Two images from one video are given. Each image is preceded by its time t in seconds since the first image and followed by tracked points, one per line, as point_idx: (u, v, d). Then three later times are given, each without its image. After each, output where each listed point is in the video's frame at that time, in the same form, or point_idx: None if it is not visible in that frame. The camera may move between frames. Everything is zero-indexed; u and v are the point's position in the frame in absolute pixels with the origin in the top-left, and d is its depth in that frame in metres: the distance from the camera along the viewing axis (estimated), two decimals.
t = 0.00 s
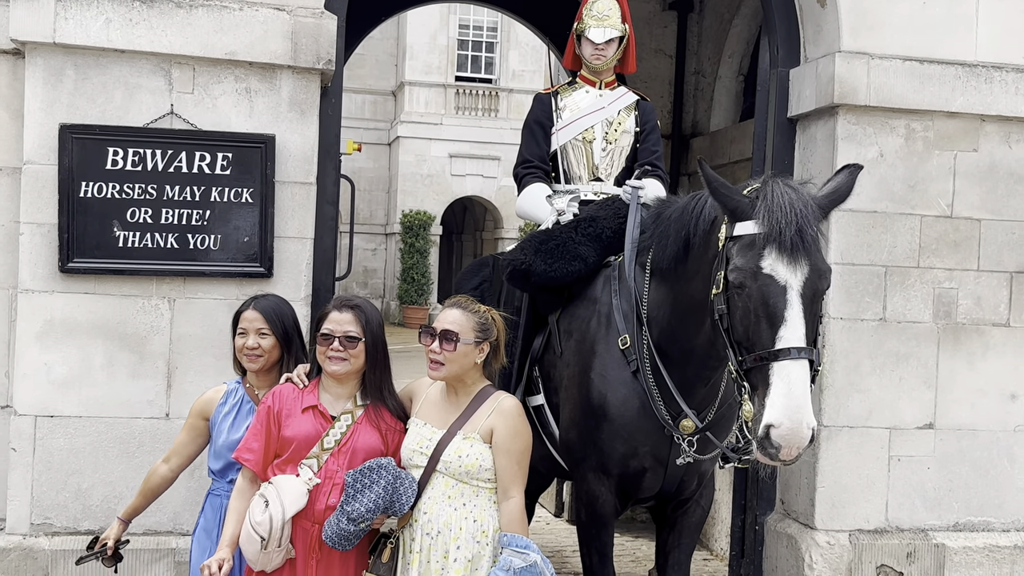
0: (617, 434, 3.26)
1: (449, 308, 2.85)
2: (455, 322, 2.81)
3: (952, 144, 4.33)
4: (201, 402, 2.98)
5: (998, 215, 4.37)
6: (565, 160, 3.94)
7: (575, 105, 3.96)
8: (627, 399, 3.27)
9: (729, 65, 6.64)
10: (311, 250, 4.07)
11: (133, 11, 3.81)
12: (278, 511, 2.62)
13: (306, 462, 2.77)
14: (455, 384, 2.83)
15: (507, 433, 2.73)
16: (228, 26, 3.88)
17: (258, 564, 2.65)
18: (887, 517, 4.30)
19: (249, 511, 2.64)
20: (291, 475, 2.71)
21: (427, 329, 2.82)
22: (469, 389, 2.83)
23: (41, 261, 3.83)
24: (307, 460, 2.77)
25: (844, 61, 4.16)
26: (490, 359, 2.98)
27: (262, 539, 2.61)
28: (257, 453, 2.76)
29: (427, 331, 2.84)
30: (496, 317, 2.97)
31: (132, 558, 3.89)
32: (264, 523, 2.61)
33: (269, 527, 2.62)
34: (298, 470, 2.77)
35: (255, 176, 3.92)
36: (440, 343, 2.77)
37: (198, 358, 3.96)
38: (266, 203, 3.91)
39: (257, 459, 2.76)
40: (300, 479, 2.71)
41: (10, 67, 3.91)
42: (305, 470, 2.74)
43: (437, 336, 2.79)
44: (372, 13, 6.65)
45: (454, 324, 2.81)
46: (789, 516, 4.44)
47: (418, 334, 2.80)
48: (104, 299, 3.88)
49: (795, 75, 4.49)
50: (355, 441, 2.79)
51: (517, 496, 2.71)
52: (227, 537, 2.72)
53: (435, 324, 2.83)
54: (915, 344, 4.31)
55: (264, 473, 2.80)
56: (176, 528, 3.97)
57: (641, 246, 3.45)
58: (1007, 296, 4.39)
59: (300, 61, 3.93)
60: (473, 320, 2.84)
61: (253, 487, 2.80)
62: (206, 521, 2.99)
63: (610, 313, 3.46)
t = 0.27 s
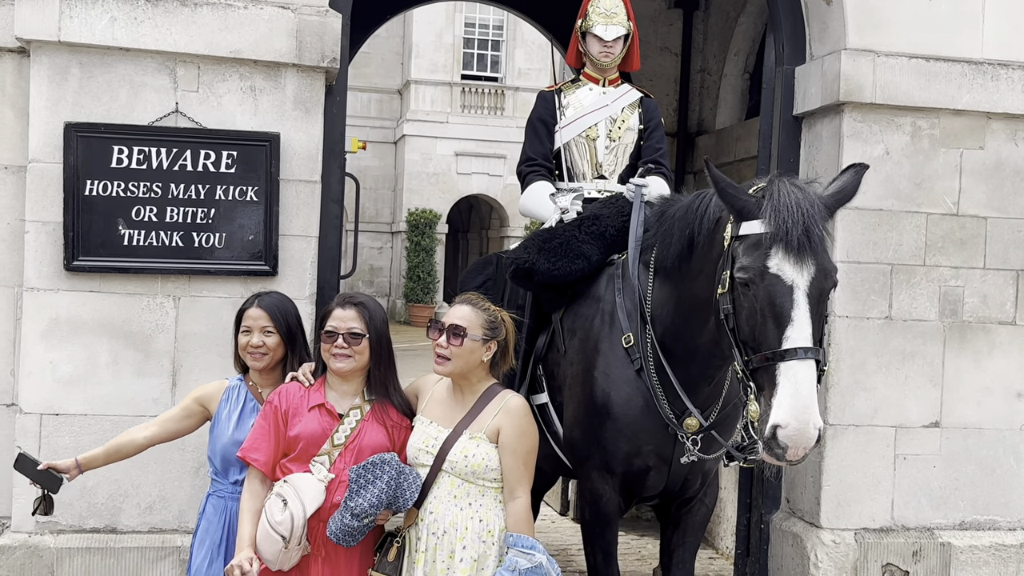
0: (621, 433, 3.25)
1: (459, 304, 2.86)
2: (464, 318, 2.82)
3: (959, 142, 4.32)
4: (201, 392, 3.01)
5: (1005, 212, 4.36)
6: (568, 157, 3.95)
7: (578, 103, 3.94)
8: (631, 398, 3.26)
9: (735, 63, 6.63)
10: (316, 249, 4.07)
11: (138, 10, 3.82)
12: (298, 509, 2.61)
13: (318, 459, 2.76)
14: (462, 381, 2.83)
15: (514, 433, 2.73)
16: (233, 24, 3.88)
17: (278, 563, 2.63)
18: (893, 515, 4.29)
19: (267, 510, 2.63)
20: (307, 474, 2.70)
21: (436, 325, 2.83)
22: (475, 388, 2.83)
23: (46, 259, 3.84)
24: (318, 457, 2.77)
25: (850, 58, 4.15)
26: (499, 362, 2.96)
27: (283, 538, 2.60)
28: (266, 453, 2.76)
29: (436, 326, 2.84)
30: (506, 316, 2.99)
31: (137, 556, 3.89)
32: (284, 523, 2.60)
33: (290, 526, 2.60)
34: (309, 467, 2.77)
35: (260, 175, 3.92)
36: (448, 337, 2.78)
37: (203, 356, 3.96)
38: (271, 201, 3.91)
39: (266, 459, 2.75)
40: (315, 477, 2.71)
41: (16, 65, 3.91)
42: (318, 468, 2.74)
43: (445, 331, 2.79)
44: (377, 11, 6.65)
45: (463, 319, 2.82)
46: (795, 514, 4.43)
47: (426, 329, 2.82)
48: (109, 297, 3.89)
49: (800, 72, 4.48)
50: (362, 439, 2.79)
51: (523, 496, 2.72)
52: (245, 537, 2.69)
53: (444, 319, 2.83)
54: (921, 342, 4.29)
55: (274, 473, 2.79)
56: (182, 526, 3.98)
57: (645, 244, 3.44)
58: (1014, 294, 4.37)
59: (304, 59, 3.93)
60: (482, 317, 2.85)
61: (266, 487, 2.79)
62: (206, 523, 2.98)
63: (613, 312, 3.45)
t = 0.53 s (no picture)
0: (624, 431, 3.25)
1: (464, 301, 2.86)
2: (469, 315, 2.81)
3: (963, 140, 4.30)
4: (201, 389, 3.02)
5: (1009, 210, 4.34)
6: (569, 156, 3.94)
7: (579, 101, 3.94)
8: (633, 395, 3.25)
9: (738, 61, 6.58)
10: (319, 247, 4.07)
11: (141, 8, 3.82)
12: (295, 508, 2.61)
13: (321, 459, 2.76)
14: (466, 378, 2.83)
15: (518, 432, 2.72)
16: (236, 22, 3.88)
17: (275, 562, 2.64)
18: (897, 514, 4.28)
19: (265, 509, 2.63)
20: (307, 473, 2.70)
21: (441, 322, 2.83)
22: (479, 384, 2.83)
23: (50, 257, 3.84)
24: (322, 456, 2.76)
25: (853, 55, 4.13)
26: (504, 360, 2.98)
27: (279, 536, 2.60)
28: (268, 453, 2.76)
29: (441, 323, 2.84)
30: (512, 316, 3.00)
31: (141, 553, 3.90)
32: (280, 521, 2.60)
33: (286, 524, 2.60)
34: (313, 466, 2.76)
35: (263, 173, 3.92)
36: (452, 333, 2.78)
37: (206, 354, 3.97)
38: (274, 199, 3.91)
39: (268, 459, 2.75)
40: (316, 476, 2.71)
41: (19, 64, 3.92)
42: (320, 467, 2.74)
43: (449, 328, 2.79)
44: (380, 9, 6.65)
45: (467, 317, 2.81)
46: (799, 513, 4.42)
47: (431, 325, 2.82)
48: (112, 295, 3.89)
49: (804, 70, 4.47)
50: (366, 438, 2.79)
51: (527, 496, 2.71)
52: (239, 537, 2.70)
53: (450, 316, 2.83)
54: (925, 341, 4.28)
55: (275, 471, 2.79)
56: (185, 524, 3.99)
57: (647, 242, 3.43)
58: (1018, 292, 4.36)
59: (307, 56, 3.93)
60: (487, 314, 2.84)
61: (265, 486, 2.79)
62: (202, 521, 2.97)
63: (616, 309, 3.44)
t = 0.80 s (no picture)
0: (625, 429, 3.24)
1: (465, 301, 2.86)
2: (471, 316, 2.81)
3: (965, 137, 4.30)
4: (201, 388, 3.02)
5: (1012, 208, 4.33)
6: (569, 153, 3.93)
7: (579, 98, 3.93)
8: (635, 393, 3.25)
9: (740, 59, 6.56)
10: (321, 245, 4.08)
11: (142, 6, 3.81)
12: (295, 505, 2.61)
13: (323, 456, 2.76)
14: (469, 377, 2.83)
15: (521, 430, 2.73)
16: (237, 20, 3.88)
17: (275, 559, 2.64)
18: (899, 512, 4.28)
19: (265, 506, 2.64)
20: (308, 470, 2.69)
21: (443, 323, 2.82)
22: (483, 383, 2.84)
23: (52, 255, 3.84)
24: (324, 455, 2.76)
25: (856, 53, 4.13)
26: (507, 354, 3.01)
27: (279, 533, 2.60)
28: (270, 450, 2.76)
29: (444, 325, 2.84)
30: (512, 310, 3.01)
31: (143, 551, 3.91)
32: (281, 518, 2.60)
33: (286, 522, 2.61)
34: (314, 464, 2.76)
35: (265, 170, 3.92)
36: (456, 336, 2.78)
37: (208, 352, 3.97)
38: (276, 197, 3.91)
39: (270, 456, 2.76)
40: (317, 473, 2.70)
41: (21, 61, 3.91)
42: (322, 465, 2.73)
43: (453, 330, 2.79)
44: (382, 7, 6.64)
45: (470, 318, 2.81)
46: (801, 511, 4.42)
47: (434, 327, 2.81)
48: (114, 293, 3.89)
49: (806, 67, 4.46)
50: (369, 437, 2.79)
51: (530, 493, 2.70)
52: (239, 534, 2.71)
53: (452, 317, 2.83)
54: (928, 338, 4.28)
55: (276, 469, 2.80)
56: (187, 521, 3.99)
57: (648, 240, 3.43)
58: (1021, 290, 4.35)
59: (309, 54, 3.93)
60: (489, 314, 2.84)
61: (266, 483, 2.79)
62: (202, 519, 2.98)
63: (617, 307, 3.43)
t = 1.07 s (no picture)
0: (626, 427, 3.24)
1: (467, 301, 2.86)
2: (474, 316, 2.81)
3: (967, 135, 4.29)
4: (208, 386, 3.06)
5: (1013, 205, 4.33)
6: (570, 151, 3.92)
7: (580, 96, 3.92)
8: (635, 391, 3.24)
9: (742, 56, 6.57)
10: (322, 242, 4.08)
11: (143, 3, 3.81)
12: (296, 503, 2.60)
13: (324, 455, 2.76)
14: (471, 377, 2.83)
15: (523, 428, 2.73)
16: (238, 18, 3.88)
17: (275, 557, 2.64)
18: (900, 509, 4.27)
19: (265, 504, 2.63)
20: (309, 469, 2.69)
21: (445, 323, 2.82)
22: (485, 382, 2.84)
23: (53, 253, 3.85)
24: (325, 453, 2.76)
25: (858, 50, 4.12)
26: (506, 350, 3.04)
27: (280, 532, 2.60)
28: (270, 447, 2.76)
29: (446, 326, 2.83)
30: (512, 308, 3.01)
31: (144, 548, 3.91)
32: (281, 517, 2.60)
33: (287, 520, 2.61)
34: (315, 462, 2.76)
35: (266, 168, 3.92)
36: (461, 337, 2.77)
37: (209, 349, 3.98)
38: (277, 195, 3.91)
39: (270, 453, 2.75)
40: (318, 472, 2.70)
41: (21, 59, 3.91)
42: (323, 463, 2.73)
43: (457, 331, 2.78)
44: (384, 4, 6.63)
45: (473, 318, 2.81)
46: (802, 508, 4.42)
47: (437, 328, 2.81)
48: (115, 290, 3.90)
49: (808, 65, 4.46)
50: (370, 436, 2.79)
51: (531, 491, 2.71)
52: (240, 533, 2.70)
53: (455, 318, 2.83)
54: (929, 336, 4.27)
55: (276, 467, 2.79)
56: (188, 519, 4.00)
57: (649, 238, 3.43)
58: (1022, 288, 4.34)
59: (310, 52, 3.93)
60: (491, 314, 2.84)
61: (266, 481, 2.79)
62: (203, 516, 2.99)
63: (617, 305, 3.43)
